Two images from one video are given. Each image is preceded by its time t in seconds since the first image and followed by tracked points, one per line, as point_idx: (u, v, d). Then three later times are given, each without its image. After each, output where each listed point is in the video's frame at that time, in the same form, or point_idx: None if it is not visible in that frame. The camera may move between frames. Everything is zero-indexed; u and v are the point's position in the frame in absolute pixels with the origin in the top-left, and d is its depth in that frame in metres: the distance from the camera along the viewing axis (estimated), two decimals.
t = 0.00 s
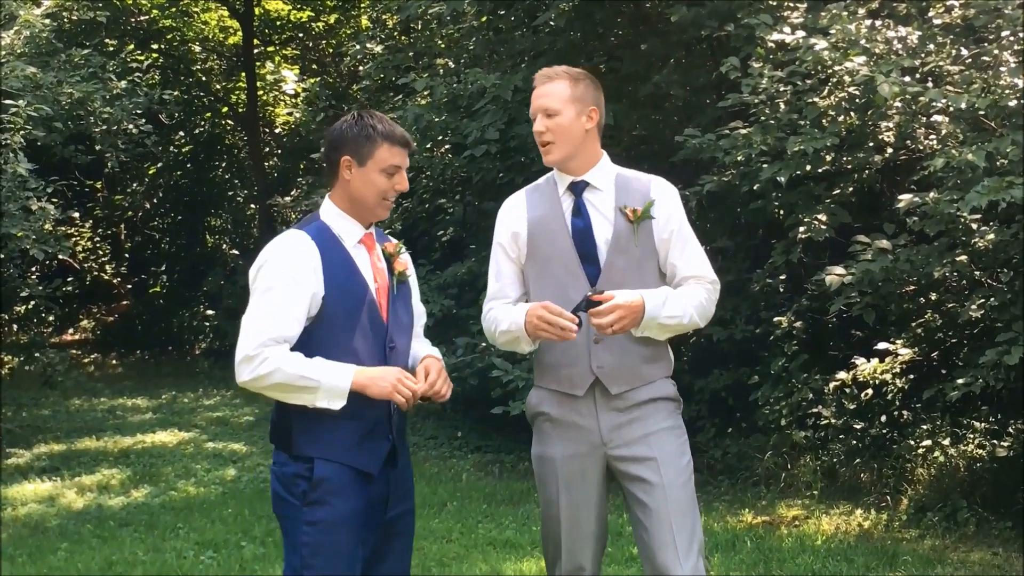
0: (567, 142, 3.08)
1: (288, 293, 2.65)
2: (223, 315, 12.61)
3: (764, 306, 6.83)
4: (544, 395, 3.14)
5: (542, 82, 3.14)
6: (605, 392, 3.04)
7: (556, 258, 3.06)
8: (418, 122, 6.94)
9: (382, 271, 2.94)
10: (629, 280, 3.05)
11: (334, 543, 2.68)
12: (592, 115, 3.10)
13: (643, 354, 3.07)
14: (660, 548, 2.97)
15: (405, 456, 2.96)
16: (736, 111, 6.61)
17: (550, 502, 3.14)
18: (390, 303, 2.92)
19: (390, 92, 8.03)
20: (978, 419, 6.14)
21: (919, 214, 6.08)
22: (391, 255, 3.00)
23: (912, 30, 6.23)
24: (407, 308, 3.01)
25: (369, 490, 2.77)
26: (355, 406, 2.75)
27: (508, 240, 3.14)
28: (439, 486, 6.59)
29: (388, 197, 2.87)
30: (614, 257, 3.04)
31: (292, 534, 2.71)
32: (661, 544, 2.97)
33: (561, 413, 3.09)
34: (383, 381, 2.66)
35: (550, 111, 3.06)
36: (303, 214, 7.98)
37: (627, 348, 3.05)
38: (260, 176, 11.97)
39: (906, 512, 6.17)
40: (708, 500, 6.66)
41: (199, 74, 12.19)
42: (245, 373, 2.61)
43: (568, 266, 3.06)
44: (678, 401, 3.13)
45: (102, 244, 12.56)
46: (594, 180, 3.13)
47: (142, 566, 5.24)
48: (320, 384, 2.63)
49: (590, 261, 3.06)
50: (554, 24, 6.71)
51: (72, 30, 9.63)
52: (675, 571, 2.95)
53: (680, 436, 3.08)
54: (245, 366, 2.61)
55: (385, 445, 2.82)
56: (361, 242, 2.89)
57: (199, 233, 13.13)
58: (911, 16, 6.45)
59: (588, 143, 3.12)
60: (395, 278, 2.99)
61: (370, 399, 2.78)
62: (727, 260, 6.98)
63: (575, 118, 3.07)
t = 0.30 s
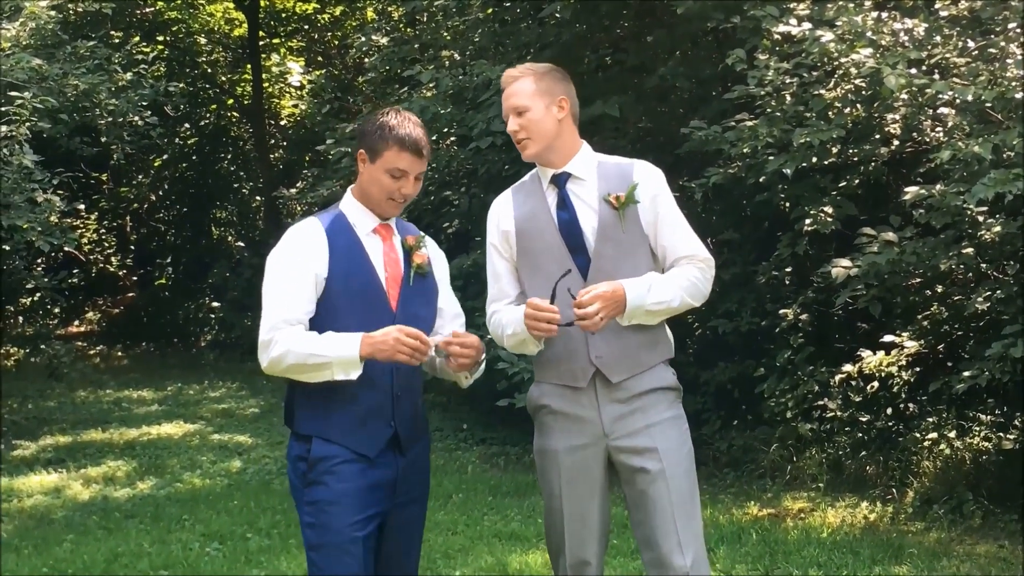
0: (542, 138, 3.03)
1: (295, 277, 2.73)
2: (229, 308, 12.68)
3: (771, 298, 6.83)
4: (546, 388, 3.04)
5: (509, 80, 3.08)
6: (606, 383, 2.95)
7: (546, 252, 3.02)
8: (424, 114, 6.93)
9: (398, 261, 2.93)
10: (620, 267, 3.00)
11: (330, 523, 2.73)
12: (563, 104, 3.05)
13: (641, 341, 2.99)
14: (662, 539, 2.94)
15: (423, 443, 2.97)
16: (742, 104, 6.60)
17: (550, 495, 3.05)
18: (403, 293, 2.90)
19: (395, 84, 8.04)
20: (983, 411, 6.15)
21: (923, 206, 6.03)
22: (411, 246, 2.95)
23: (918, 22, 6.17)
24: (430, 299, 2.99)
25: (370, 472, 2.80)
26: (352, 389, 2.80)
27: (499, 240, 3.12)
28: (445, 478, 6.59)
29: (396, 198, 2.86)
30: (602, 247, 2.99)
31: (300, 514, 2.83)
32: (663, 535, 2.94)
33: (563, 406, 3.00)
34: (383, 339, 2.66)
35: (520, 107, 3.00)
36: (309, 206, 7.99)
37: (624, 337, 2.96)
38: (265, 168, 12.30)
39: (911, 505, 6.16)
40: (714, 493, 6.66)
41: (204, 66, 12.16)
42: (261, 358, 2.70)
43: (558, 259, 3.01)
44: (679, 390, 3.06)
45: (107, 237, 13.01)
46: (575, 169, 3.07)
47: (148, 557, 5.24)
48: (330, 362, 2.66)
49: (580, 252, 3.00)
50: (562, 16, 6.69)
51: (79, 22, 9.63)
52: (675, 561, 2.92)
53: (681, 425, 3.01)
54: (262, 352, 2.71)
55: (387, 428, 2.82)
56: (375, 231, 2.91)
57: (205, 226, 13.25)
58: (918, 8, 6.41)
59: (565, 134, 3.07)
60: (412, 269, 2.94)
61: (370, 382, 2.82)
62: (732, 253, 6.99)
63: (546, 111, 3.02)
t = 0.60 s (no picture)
0: (554, 130, 3.01)
1: (306, 265, 2.74)
2: (237, 302, 12.77)
3: (778, 292, 6.82)
4: (546, 384, 3.05)
5: (517, 74, 3.06)
6: (605, 377, 2.94)
7: (548, 243, 3.02)
8: (432, 109, 6.91)
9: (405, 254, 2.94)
10: (623, 259, 2.98)
11: (333, 514, 2.74)
12: (574, 96, 3.03)
13: (641, 336, 2.96)
14: (663, 538, 2.94)
15: (432, 435, 2.96)
16: (751, 98, 6.60)
17: (553, 491, 3.05)
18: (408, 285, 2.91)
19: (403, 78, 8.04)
20: (992, 407, 6.08)
21: (932, 200, 5.98)
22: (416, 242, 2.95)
23: (927, 15, 6.10)
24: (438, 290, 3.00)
25: (376, 466, 2.79)
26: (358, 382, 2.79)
27: (505, 231, 3.13)
28: (453, 473, 6.59)
29: (402, 209, 2.85)
30: (606, 238, 2.97)
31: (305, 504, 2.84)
32: (665, 533, 2.93)
33: (562, 402, 2.99)
34: (388, 279, 2.65)
35: (532, 99, 2.98)
36: (317, 200, 8.00)
37: (624, 328, 2.95)
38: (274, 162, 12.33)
39: (920, 499, 6.14)
40: (722, 487, 6.67)
41: (213, 60, 12.34)
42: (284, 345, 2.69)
43: (559, 250, 3.00)
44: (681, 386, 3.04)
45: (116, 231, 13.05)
46: (584, 161, 3.06)
47: (156, 551, 5.25)
48: (349, 323, 2.65)
49: (582, 243, 3.00)
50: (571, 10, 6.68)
51: (87, 16, 9.64)
52: (677, 560, 2.92)
53: (683, 422, 3.00)
54: (284, 339, 2.70)
55: (394, 421, 2.81)
56: (381, 226, 2.91)
57: (213, 221, 13.40)
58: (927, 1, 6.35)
59: (575, 126, 3.05)
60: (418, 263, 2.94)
61: (376, 374, 2.81)
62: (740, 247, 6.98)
63: (558, 103, 2.99)
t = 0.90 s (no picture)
0: (570, 125, 3.01)
1: (312, 251, 2.74)
2: (243, 295, 13.02)
3: (784, 287, 6.83)
4: (545, 377, 3.05)
5: (540, 66, 3.06)
6: (600, 372, 2.94)
7: (552, 235, 3.04)
8: (438, 103, 6.98)
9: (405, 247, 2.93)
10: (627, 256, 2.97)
11: (337, 508, 2.75)
12: (593, 93, 3.03)
13: (640, 330, 2.95)
14: (661, 533, 2.94)
15: (436, 430, 2.95)
16: (757, 93, 6.61)
17: (554, 486, 3.06)
18: (410, 279, 2.90)
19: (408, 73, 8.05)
20: (997, 402, 6.08)
21: (938, 195, 5.97)
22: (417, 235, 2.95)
23: (933, 10, 6.00)
24: (442, 283, 2.99)
25: (381, 462, 2.79)
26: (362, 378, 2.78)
27: (514, 222, 3.15)
28: (458, 467, 6.60)
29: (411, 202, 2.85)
30: (608, 232, 2.97)
31: (309, 497, 2.84)
32: (664, 528, 2.94)
33: (560, 396, 3.00)
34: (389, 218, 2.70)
35: (552, 92, 2.98)
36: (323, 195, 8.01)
37: (622, 323, 2.94)
38: (279, 156, 12.35)
39: (925, 495, 6.14)
40: (727, 482, 6.68)
41: (218, 54, 12.27)
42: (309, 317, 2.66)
43: (563, 243, 3.02)
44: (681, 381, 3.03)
45: (121, 225, 13.07)
46: (595, 156, 3.06)
47: (161, 544, 5.26)
48: (366, 279, 2.65)
49: (584, 236, 3.01)
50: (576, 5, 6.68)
51: (92, 11, 9.64)
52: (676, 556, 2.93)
53: (682, 418, 2.99)
54: (311, 317, 2.66)
55: (399, 418, 2.80)
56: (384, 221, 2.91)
57: (218, 215, 13.40)
58: None
59: (590, 121, 3.05)
60: (419, 257, 2.94)
61: (380, 367, 2.79)
62: (746, 242, 6.99)
63: (576, 98, 2.99)
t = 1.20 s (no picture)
0: (587, 126, 3.01)
1: (317, 224, 2.78)
2: (243, 290, 13.27)
3: (784, 283, 6.85)
4: (544, 372, 3.05)
5: (550, 63, 2.97)
6: (599, 368, 2.94)
7: (552, 232, 3.04)
8: (439, 98, 6.89)
9: (402, 235, 2.97)
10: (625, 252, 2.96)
11: (340, 500, 2.75)
12: (604, 91, 3.02)
13: (638, 327, 2.94)
14: (661, 528, 2.95)
15: (439, 422, 2.96)
16: (758, 88, 6.63)
17: (554, 480, 3.06)
18: (409, 267, 2.94)
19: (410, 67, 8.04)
20: (997, 397, 6.11)
21: (939, 191, 5.99)
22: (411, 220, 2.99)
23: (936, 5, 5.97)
24: (437, 271, 3.02)
25: (384, 456, 2.79)
26: (365, 372, 2.78)
27: (515, 217, 3.17)
28: (458, 462, 6.61)
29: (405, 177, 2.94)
30: (607, 229, 2.98)
31: (313, 490, 2.84)
32: (664, 523, 2.94)
33: (561, 391, 3.00)
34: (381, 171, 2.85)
35: (572, 95, 2.94)
36: (323, 189, 8.02)
37: (618, 318, 2.93)
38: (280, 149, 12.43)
39: (924, 490, 6.16)
40: (727, 477, 6.69)
41: (219, 49, 12.14)
42: (326, 259, 2.68)
43: (562, 239, 3.02)
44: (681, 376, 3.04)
45: (123, 219, 12.76)
46: (596, 154, 3.06)
47: (162, 538, 5.26)
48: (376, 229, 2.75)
49: (583, 233, 3.01)
50: None
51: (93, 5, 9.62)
52: (676, 551, 2.93)
53: (681, 413, 2.99)
54: (330, 269, 2.70)
55: (403, 411, 2.80)
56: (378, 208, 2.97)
57: (218, 209, 13.66)
58: None
59: (601, 120, 3.06)
60: (417, 244, 2.98)
61: (384, 356, 2.80)
62: (747, 238, 7.01)
63: (594, 99, 2.98)
